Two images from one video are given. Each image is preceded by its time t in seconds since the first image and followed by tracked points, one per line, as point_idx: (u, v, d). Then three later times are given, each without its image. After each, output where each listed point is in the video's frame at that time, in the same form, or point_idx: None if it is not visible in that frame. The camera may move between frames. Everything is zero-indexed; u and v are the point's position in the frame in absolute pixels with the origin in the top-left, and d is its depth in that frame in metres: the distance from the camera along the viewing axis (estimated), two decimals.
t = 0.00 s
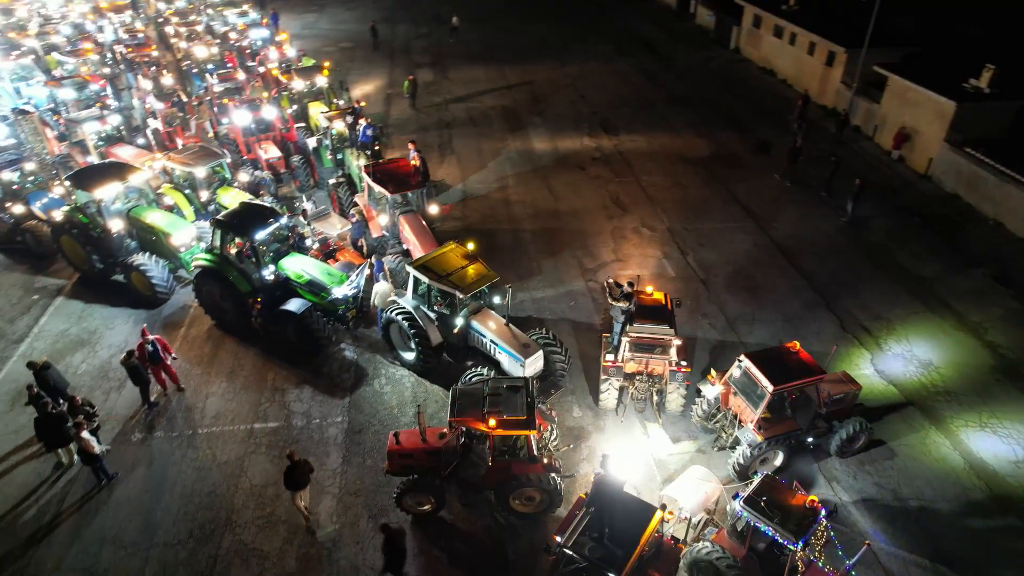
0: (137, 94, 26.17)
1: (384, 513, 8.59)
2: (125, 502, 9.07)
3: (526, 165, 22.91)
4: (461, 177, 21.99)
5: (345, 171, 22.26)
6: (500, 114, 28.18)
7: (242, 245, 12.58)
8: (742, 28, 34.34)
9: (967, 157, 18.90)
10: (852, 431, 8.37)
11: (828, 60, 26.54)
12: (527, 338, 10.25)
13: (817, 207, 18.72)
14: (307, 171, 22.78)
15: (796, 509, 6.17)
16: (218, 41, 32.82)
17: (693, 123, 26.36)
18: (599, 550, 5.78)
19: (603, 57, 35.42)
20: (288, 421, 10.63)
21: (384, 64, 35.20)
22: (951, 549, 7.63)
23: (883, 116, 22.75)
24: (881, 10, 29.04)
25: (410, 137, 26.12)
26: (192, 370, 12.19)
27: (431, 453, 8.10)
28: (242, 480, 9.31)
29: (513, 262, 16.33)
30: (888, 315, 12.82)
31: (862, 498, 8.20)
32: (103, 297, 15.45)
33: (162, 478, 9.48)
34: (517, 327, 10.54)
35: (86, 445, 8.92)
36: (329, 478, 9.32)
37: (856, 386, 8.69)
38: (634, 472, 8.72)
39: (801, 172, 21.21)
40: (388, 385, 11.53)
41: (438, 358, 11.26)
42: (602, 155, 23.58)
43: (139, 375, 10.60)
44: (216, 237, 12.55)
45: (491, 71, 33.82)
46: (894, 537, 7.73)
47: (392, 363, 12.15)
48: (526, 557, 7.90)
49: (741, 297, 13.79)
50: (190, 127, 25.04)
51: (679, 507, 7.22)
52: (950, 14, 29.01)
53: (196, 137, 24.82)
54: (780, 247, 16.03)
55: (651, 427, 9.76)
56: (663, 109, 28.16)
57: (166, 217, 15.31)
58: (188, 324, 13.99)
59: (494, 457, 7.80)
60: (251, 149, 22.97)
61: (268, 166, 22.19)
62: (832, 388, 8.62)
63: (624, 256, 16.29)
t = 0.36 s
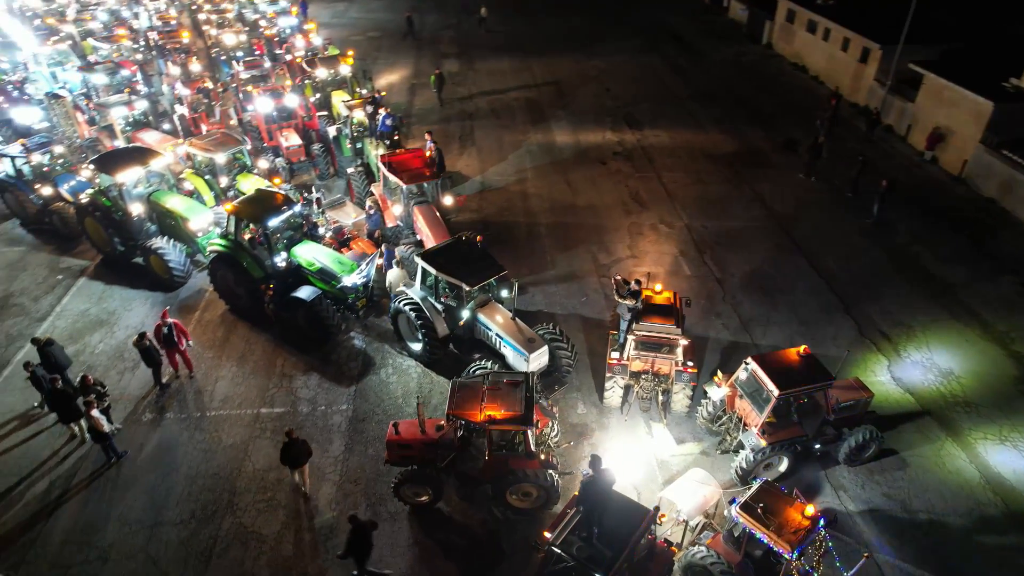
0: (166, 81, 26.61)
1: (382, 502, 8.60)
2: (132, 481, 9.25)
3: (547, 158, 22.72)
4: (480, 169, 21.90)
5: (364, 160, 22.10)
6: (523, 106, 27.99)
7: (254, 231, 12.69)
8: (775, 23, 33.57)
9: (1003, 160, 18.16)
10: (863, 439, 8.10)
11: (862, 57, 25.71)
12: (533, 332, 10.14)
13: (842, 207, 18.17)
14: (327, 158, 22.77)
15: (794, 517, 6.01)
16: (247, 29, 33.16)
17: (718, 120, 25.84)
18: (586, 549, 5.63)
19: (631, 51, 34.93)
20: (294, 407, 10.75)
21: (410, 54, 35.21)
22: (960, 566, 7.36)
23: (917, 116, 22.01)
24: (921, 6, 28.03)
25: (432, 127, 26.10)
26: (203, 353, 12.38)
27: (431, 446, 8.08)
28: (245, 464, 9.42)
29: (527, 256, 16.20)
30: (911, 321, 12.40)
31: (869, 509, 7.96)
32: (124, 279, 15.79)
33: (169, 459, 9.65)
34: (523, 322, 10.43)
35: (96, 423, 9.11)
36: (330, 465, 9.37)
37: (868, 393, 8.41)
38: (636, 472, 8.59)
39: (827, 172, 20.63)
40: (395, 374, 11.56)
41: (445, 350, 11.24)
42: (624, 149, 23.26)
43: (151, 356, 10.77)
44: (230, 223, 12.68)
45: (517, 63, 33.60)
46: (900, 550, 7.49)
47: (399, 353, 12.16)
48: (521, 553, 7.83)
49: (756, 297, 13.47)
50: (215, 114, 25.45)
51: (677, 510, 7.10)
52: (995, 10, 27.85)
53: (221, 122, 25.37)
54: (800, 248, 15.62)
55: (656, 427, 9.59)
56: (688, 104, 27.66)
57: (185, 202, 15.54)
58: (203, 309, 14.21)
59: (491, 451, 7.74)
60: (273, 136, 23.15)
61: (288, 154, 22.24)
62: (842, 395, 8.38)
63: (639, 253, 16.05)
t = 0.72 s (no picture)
0: (196, 69, 26.90)
1: (381, 491, 8.63)
2: (140, 459, 9.44)
3: (567, 152, 22.49)
4: (499, 161, 21.79)
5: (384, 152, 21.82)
6: (547, 99, 27.76)
7: (268, 219, 12.80)
8: (809, 18, 32.74)
9: None
10: (872, 447, 7.86)
11: (897, 54, 24.84)
12: (538, 327, 10.03)
13: (867, 208, 17.61)
14: (347, 146, 22.87)
15: (790, 526, 5.87)
16: (276, 17, 33.42)
17: (744, 116, 25.29)
18: (573, 548, 5.58)
19: (658, 44, 34.39)
20: (300, 393, 10.87)
21: (437, 43, 35.13)
22: None
23: (952, 116, 21.24)
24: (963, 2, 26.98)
25: (454, 118, 26.04)
26: (216, 337, 12.58)
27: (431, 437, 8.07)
28: (250, 447, 9.55)
29: (541, 249, 16.06)
30: (932, 328, 11.98)
31: (875, 520, 7.74)
32: (144, 261, 16.11)
33: (177, 440, 9.82)
34: (529, 316, 10.32)
35: (106, 402, 9.31)
36: (332, 452, 9.45)
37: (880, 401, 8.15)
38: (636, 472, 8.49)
39: (854, 171, 20.04)
40: (401, 364, 11.59)
41: (452, 342, 11.21)
42: (646, 144, 22.90)
43: (164, 338, 10.95)
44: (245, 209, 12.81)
45: (544, 55, 33.31)
46: (904, 563, 7.27)
47: (407, 343, 12.18)
48: (516, 548, 7.79)
49: (772, 298, 13.11)
50: (239, 101, 25.91)
51: (674, 512, 6.99)
52: None
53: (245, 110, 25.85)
54: (821, 248, 15.18)
55: (660, 427, 9.45)
56: (714, 100, 27.12)
57: (204, 188, 15.75)
58: (218, 293, 14.43)
59: (488, 445, 7.70)
60: (295, 124, 23.30)
61: (309, 143, 22.34)
62: (851, 402, 8.14)
63: (654, 249, 15.78)
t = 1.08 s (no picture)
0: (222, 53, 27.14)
1: (381, 480, 8.68)
2: (149, 438, 9.64)
3: (588, 145, 22.24)
4: (519, 154, 21.65)
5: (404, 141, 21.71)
6: (572, 92, 27.49)
7: (283, 205, 12.92)
8: (846, 13, 31.82)
9: None
10: (880, 457, 7.64)
11: (936, 51, 23.93)
12: (545, 322, 9.92)
13: (895, 209, 17.02)
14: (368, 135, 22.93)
15: (786, 534, 5.74)
16: (306, 5, 33.64)
17: (771, 114, 24.69)
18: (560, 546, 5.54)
19: (688, 38, 33.80)
20: (308, 379, 10.99)
21: (464, 34, 35.01)
22: None
23: (991, 117, 20.43)
24: None
25: (477, 109, 25.95)
26: (229, 321, 12.78)
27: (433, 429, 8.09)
28: (255, 431, 9.69)
29: (555, 243, 15.87)
30: (955, 337, 11.56)
31: (881, 531, 7.52)
32: (165, 244, 16.44)
33: (186, 421, 10.00)
34: (536, 311, 10.22)
35: (118, 381, 9.53)
36: (335, 439, 9.52)
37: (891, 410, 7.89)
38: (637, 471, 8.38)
39: (882, 172, 19.40)
40: (409, 354, 11.62)
41: (459, 334, 11.18)
42: (669, 140, 22.53)
43: (178, 321, 11.15)
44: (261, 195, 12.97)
45: (571, 47, 32.98)
46: None
47: (415, 333, 12.21)
48: (511, 542, 7.76)
49: (789, 298, 12.74)
50: (264, 87, 26.40)
51: (671, 515, 6.89)
52: None
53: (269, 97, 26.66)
54: (844, 250, 14.73)
55: (665, 427, 9.30)
56: (742, 96, 26.54)
57: (224, 173, 15.97)
58: (234, 277, 14.65)
59: (486, 439, 7.68)
60: (317, 112, 23.63)
61: (330, 131, 22.68)
62: (860, 409, 7.91)
63: (670, 246, 15.48)
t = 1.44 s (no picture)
0: (251, 40, 27.29)
1: (380, 468, 8.72)
2: (158, 418, 9.84)
3: (610, 139, 21.96)
4: (540, 146, 21.48)
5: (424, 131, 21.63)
6: (597, 85, 27.17)
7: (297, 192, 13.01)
8: (886, 10, 30.84)
9: None
10: (888, 467, 7.42)
11: (977, 50, 23.04)
12: (551, 317, 9.79)
13: (925, 212, 16.42)
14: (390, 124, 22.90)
15: (781, 542, 5.61)
16: None
17: (801, 112, 24.06)
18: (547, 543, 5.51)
19: (719, 33, 33.14)
20: (316, 365, 11.11)
21: (493, 25, 34.82)
22: None
23: None
24: None
25: (501, 101, 25.81)
26: (243, 305, 12.97)
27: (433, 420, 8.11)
28: (262, 414, 9.84)
29: (570, 237, 15.69)
30: (979, 347, 11.14)
31: (886, 544, 7.31)
32: (186, 228, 16.73)
33: (196, 402, 10.18)
34: (543, 305, 10.09)
35: (130, 360, 9.73)
36: (339, 426, 9.59)
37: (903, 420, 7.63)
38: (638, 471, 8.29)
39: (913, 174, 18.75)
40: (417, 344, 11.64)
41: (467, 326, 11.15)
42: (693, 136, 22.10)
43: (191, 304, 11.34)
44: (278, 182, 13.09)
45: (599, 40, 32.58)
46: None
47: (424, 323, 12.22)
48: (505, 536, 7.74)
49: (806, 300, 12.39)
50: (289, 75, 26.63)
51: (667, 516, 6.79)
52: None
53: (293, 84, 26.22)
54: (867, 253, 14.27)
55: (669, 428, 9.15)
56: (771, 93, 25.92)
57: (244, 159, 16.17)
58: (250, 263, 14.84)
59: (483, 432, 7.65)
60: (341, 100, 23.64)
61: (352, 119, 22.69)
62: (870, 418, 7.68)
63: (686, 242, 15.14)
